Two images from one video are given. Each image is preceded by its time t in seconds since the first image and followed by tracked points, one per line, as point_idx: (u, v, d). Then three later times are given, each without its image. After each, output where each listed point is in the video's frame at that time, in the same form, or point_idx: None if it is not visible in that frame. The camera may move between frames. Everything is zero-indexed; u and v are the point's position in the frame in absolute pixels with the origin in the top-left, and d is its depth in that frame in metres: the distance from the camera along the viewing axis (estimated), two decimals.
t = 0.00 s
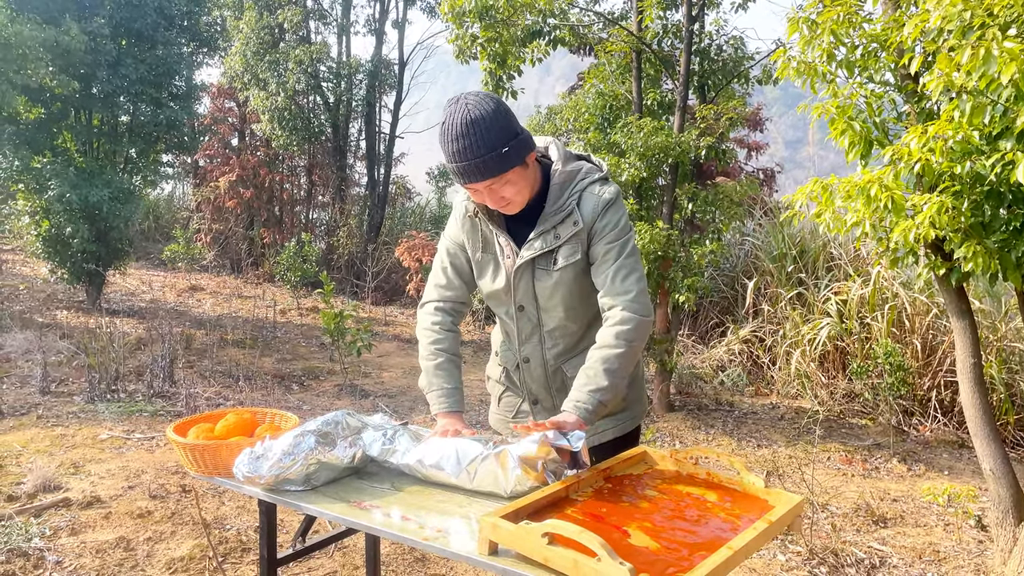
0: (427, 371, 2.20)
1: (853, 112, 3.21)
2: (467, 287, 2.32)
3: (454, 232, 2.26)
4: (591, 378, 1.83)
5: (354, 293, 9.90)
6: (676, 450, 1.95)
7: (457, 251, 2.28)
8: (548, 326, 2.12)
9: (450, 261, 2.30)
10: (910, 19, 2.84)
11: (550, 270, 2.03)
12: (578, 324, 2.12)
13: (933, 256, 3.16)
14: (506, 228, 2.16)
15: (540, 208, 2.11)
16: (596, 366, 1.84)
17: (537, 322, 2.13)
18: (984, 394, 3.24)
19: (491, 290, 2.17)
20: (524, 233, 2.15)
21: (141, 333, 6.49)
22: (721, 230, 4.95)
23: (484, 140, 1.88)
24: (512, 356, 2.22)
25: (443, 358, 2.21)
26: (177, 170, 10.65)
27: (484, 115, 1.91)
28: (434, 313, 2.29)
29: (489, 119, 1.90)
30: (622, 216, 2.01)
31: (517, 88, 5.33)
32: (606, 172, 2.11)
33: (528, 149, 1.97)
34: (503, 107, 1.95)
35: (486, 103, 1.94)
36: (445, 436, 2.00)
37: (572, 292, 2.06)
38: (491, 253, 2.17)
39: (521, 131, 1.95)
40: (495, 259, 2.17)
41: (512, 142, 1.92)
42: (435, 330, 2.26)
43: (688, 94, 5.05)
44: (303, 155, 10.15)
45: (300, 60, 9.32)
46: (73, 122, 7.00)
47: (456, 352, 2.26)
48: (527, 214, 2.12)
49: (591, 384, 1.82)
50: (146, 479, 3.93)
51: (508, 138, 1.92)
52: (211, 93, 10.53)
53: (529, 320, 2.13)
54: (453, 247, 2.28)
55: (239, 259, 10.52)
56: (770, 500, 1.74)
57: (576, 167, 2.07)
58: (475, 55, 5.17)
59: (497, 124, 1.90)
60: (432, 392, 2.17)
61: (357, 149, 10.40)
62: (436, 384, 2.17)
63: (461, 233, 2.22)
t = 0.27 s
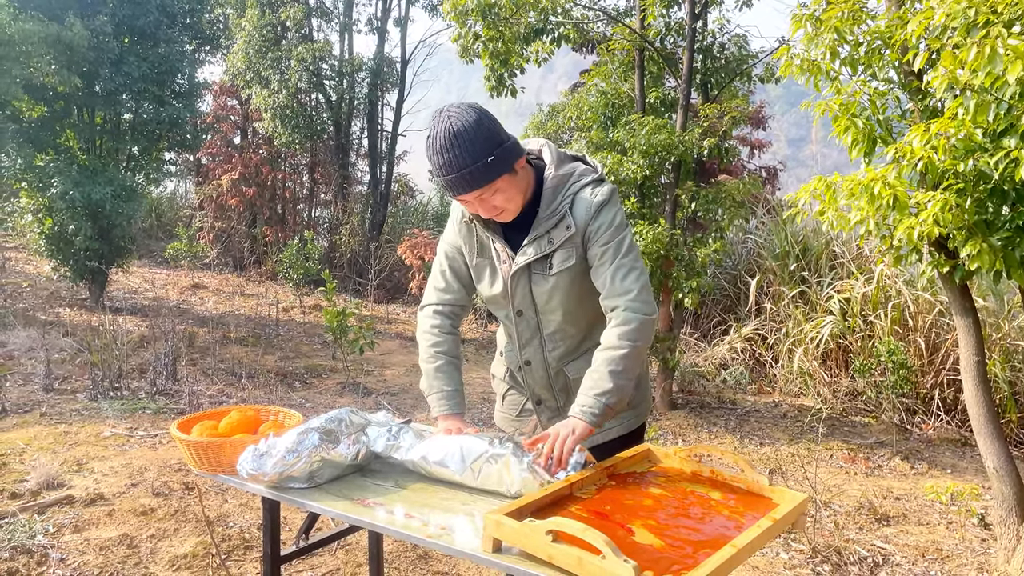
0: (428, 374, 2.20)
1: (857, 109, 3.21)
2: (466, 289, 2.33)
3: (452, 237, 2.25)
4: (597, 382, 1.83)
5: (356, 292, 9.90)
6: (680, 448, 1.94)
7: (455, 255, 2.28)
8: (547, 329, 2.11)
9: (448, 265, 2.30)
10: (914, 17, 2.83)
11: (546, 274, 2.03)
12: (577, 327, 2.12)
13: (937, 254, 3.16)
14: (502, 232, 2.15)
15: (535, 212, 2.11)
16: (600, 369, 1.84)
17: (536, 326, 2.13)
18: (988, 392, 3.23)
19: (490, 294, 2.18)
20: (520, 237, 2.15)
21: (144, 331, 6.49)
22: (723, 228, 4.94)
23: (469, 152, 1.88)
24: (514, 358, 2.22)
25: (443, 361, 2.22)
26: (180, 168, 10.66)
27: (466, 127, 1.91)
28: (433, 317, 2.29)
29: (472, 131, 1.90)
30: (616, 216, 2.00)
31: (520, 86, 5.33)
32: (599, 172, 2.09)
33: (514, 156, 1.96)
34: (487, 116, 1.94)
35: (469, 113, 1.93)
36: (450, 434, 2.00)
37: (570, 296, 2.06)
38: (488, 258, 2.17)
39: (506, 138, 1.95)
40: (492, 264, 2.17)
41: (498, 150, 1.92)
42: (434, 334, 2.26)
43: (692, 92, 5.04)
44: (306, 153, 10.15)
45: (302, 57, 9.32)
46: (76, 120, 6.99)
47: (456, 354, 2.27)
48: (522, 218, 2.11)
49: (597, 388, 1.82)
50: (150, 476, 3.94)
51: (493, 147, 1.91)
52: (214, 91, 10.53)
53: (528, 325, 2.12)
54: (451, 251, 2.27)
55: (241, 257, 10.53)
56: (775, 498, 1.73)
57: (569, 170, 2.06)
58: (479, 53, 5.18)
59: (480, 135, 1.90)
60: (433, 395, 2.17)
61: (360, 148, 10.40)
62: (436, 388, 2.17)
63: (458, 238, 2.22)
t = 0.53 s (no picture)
0: (428, 374, 2.20)
1: (861, 107, 3.20)
2: (468, 289, 2.33)
3: (452, 236, 2.26)
4: (598, 385, 1.82)
5: (359, 289, 9.90)
6: (682, 445, 1.94)
7: (455, 255, 2.28)
8: (547, 328, 2.11)
9: (449, 264, 2.30)
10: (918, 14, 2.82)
11: (545, 274, 2.03)
12: (577, 325, 2.11)
13: (940, 251, 3.15)
14: (502, 232, 2.15)
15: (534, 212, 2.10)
16: (601, 372, 1.83)
17: (536, 325, 2.12)
18: (991, 390, 3.22)
19: (490, 293, 2.18)
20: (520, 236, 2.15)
21: (147, 328, 6.50)
22: (726, 226, 4.93)
23: (459, 156, 1.89)
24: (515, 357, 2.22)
25: (444, 360, 2.21)
26: (182, 166, 10.67)
27: (457, 131, 1.91)
28: (434, 316, 2.29)
29: (462, 135, 1.90)
30: (615, 215, 1.99)
31: (523, 83, 5.32)
32: (598, 171, 2.09)
33: (508, 157, 1.95)
34: (478, 118, 1.94)
35: (459, 117, 1.93)
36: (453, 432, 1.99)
37: (569, 295, 2.05)
38: (487, 258, 2.17)
39: (498, 139, 1.94)
40: (492, 264, 2.17)
41: (490, 152, 1.91)
42: (436, 334, 2.26)
43: (694, 90, 5.04)
44: (308, 150, 10.15)
45: (304, 55, 9.32)
46: (78, 117, 6.99)
47: (458, 353, 2.26)
48: (521, 217, 2.11)
49: (598, 391, 1.81)
50: (152, 473, 3.95)
51: (484, 149, 1.90)
52: (216, 89, 10.53)
53: (528, 324, 2.12)
54: (452, 251, 2.27)
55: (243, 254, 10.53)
56: (777, 496, 1.73)
57: (568, 169, 2.06)
58: (481, 51, 5.19)
59: (470, 139, 1.90)
60: (435, 395, 2.17)
61: (362, 145, 10.40)
62: (438, 387, 2.17)
63: (458, 237, 2.22)
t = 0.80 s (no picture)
0: (431, 368, 2.20)
1: (864, 104, 3.19)
2: (471, 285, 2.32)
3: (456, 229, 2.25)
4: (604, 363, 1.81)
5: (360, 287, 9.89)
6: (685, 443, 1.94)
7: (459, 248, 2.27)
8: (549, 320, 2.10)
9: (452, 258, 2.29)
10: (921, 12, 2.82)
11: (547, 262, 2.03)
12: (580, 317, 2.11)
13: (943, 249, 3.14)
14: (505, 223, 2.15)
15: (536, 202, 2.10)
16: (608, 350, 1.82)
17: (538, 316, 2.12)
18: (993, 387, 3.22)
19: (493, 285, 2.18)
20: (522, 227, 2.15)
21: (148, 325, 6.50)
22: (727, 224, 4.92)
23: (458, 132, 1.89)
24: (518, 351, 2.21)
25: (447, 355, 2.21)
26: (184, 163, 10.67)
27: (457, 108, 1.92)
28: (438, 310, 2.29)
29: (462, 112, 1.91)
30: (618, 202, 1.99)
31: (525, 81, 5.32)
32: (600, 161, 2.09)
33: (508, 137, 1.95)
34: (479, 98, 1.95)
35: (460, 96, 1.95)
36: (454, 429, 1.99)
37: (571, 285, 2.05)
38: (490, 250, 2.17)
39: (499, 118, 1.94)
40: (495, 255, 2.17)
41: (489, 130, 1.91)
42: (439, 328, 2.26)
43: (696, 87, 5.03)
44: (310, 148, 10.15)
45: (306, 52, 9.32)
46: (80, 114, 6.99)
47: (460, 348, 2.26)
48: (523, 207, 2.11)
49: (604, 368, 1.80)
50: (154, 470, 3.95)
51: (484, 126, 1.91)
52: (218, 86, 10.52)
53: (530, 315, 2.11)
54: (455, 244, 2.27)
55: (245, 251, 10.53)
56: (780, 493, 1.73)
57: (571, 159, 2.06)
58: (484, 47, 5.19)
59: (469, 115, 1.90)
60: (437, 391, 2.17)
61: (363, 143, 10.40)
62: (441, 382, 2.17)
63: (462, 229, 2.22)
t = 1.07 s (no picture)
0: (433, 367, 2.20)
1: (865, 102, 3.19)
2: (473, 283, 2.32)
3: (459, 229, 2.25)
4: (599, 366, 1.78)
5: (361, 284, 9.89)
6: (685, 441, 1.94)
7: (461, 247, 2.27)
8: (550, 323, 2.10)
9: (454, 257, 2.29)
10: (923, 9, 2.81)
11: (546, 268, 2.03)
12: (581, 320, 2.10)
13: (944, 247, 3.14)
14: (506, 226, 2.15)
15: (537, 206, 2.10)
16: (602, 353, 1.79)
17: (539, 320, 2.12)
18: (995, 385, 3.22)
19: (495, 287, 2.18)
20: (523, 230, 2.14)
21: (150, 323, 6.50)
22: (728, 222, 4.92)
23: (454, 142, 1.90)
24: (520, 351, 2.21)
25: (448, 354, 2.21)
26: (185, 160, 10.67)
27: (452, 118, 1.92)
28: (440, 309, 2.29)
29: (457, 121, 1.92)
30: (617, 206, 1.97)
31: (526, 78, 5.31)
32: (601, 167, 2.08)
33: (506, 144, 1.95)
34: (474, 106, 1.95)
35: (455, 105, 1.95)
36: (455, 427, 1.99)
37: (571, 289, 2.05)
38: (492, 252, 2.18)
39: (496, 126, 1.95)
40: (496, 258, 2.17)
41: (485, 138, 1.91)
42: (440, 326, 2.26)
43: (697, 84, 5.02)
44: (311, 145, 10.14)
45: (307, 49, 9.32)
46: (82, 112, 6.99)
47: (461, 347, 2.26)
48: (523, 210, 2.11)
49: (598, 373, 1.77)
50: (155, 467, 3.95)
51: (480, 134, 1.91)
52: (219, 83, 10.51)
53: (531, 318, 2.11)
54: (457, 244, 2.27)
55: (246, 249, 10.52)
56: (781, 491, 1.73)
57: (570, 163, 2.05)
58: (485, 44, 5.18)
59: (465, 124, 1.91)
60: (438, 389, 2.17)
61: (365, 140, 10.39)
62: (442, 380, 2.17)
63: (465, 229, 2.22)
